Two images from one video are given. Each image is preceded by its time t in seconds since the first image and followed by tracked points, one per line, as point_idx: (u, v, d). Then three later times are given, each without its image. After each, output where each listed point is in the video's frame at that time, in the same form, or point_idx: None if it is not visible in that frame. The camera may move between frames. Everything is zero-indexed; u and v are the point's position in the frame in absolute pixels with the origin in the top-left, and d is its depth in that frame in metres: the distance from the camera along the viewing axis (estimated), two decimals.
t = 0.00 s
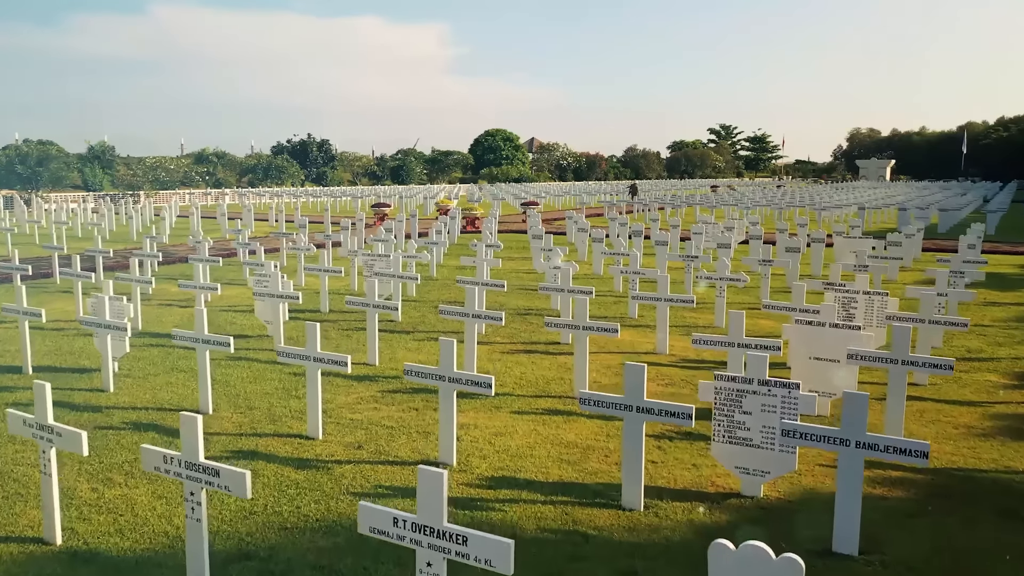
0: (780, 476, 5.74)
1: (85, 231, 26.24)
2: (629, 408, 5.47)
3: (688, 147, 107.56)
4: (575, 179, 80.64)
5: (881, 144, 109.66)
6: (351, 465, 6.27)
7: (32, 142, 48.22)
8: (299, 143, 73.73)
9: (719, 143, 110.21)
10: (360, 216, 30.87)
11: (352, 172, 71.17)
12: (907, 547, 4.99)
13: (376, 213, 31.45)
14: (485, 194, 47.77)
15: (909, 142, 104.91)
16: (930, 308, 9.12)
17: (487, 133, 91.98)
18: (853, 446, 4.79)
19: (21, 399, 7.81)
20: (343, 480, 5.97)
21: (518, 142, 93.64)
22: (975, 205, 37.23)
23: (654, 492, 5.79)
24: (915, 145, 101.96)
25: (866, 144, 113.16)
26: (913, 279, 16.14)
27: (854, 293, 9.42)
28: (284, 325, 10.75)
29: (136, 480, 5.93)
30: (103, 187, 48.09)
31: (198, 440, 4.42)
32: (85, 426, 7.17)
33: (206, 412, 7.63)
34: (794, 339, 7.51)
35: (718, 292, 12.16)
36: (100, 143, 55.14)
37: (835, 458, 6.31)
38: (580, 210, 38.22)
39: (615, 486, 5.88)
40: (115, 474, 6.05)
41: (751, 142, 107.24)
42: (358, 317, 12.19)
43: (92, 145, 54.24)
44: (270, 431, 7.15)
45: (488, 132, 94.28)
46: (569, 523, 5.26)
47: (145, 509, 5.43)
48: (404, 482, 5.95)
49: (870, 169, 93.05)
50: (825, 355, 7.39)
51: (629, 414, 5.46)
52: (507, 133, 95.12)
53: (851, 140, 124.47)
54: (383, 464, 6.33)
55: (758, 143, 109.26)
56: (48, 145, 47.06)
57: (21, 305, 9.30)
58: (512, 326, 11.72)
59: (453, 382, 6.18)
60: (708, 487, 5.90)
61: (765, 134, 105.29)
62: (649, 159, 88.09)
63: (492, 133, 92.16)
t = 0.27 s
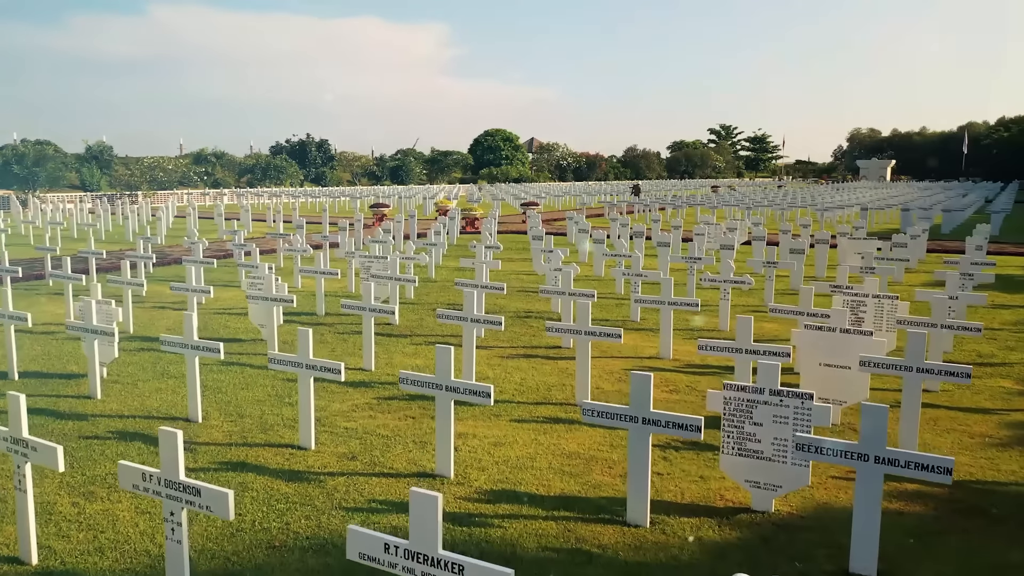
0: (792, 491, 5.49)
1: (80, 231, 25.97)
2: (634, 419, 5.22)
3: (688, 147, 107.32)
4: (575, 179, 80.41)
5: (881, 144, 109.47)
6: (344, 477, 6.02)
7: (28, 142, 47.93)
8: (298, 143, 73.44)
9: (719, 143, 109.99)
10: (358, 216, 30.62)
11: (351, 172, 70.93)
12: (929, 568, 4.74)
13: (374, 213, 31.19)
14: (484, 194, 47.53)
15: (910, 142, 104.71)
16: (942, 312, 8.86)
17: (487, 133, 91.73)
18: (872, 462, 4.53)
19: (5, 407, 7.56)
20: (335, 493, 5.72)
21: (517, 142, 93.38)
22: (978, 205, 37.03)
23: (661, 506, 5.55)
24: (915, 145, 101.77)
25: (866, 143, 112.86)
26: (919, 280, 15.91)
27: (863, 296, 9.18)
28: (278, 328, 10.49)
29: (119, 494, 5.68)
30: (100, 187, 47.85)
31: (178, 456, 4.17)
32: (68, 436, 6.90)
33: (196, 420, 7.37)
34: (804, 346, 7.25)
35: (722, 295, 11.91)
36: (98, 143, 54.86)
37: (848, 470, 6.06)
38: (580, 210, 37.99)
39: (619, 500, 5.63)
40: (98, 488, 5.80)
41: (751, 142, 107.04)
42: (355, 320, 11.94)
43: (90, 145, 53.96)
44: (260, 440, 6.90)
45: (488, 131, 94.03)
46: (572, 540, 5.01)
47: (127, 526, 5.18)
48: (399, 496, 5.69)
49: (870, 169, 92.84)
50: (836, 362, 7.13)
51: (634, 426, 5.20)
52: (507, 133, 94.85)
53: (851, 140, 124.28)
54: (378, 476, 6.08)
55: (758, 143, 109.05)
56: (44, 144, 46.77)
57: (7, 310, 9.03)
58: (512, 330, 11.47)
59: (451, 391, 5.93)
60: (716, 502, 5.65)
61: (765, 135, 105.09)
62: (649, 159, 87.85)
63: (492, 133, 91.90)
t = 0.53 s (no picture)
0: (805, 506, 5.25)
1: (76, 232, 25.71)
2: (641, 432, 4.97)
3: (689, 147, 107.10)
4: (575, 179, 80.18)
5: (881, 144, 109.29)
6: (337, 491, 5.76)
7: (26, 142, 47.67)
8: (297, 143, 73.19)
9: (720, 143, 109.79)
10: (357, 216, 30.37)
11: (350, 172, 70.71)
12: None
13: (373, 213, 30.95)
14: (484, 195, 47.32)
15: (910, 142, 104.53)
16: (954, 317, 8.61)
17: (487, 133, 91.51)
18: (894, 478, 4.30)
19: None
20: (327, 508, 5.47)
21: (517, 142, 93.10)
22: (980, 205, 36.81)
23: (668, 522, 5.30)
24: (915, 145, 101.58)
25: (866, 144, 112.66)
26: (926, 282, 15.66)
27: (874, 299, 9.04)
28: (272, 332, 10.24)
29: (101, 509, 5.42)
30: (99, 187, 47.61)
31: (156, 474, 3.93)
32: (52, 445, 6.65)
33: (184, 429, 7.12)
34: (813, 352, 7.02)
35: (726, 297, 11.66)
36: (96, 143, 54.61)
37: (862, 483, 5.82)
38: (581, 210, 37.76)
39: (625, 516, 5.38)
40: (78, 503, 5.54)
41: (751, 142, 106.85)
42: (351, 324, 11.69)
43: (88, 145, 53.71)
44: (251, 450, 6.64)
45: (487, 131, 93.76)
46: (575, 560, 4.76)
47: (107, 544, 4.93)
48: (394, 511, 5.43)
49: (871, 169, 92.64)
50: (847, 369, 6.90)
51: (641, 438, 4.96)
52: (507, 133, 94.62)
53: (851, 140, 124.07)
54: (372, 489, 5.83)
55: (758, 143, 108.84)
56: (42, 144, 46.51)
57: None
58: (512, 333, 11.22)
59: (448, 401, 5.69)
60: (726, 517, 5.41)
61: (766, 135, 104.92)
62: (649, 159, 87.62)
63: (492, 133, 91.70)
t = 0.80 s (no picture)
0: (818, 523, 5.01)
1: (71, 233, 25.47)
2: (647, 445, 4.72)
3: (689, 147, 106.88)
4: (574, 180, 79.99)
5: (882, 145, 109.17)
6: (327, 505, 5.51)
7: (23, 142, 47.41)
8: (296, 143, 72.98)
9: (720, 143, 109.65)
10: (355, 217, 30.12)
11: (349, 173, 70.49)
12: None
13: (372, 214, 30.69)
14: (484, 195, 47.10)
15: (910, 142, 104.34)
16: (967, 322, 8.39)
17: (486, 133, 91.32)
18: (917, 497, 4.07)
19: None
20: (317, 525, 5.22)
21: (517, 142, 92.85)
22: (982, 205, 36.61)
23: (676, 540, 5.05)
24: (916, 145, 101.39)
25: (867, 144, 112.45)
26: (932, 283, 15.41)
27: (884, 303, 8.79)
28: (266, 336, 9.98)
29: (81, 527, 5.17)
30: (96, 187, 47.41)
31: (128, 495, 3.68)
32: (33, 457, 6.40)
33: (173, 438, 6.87)
34: (824, 359, 6.79)
35: (731, 300, 11.42)
36: (94, 144, 54.41)
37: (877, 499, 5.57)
38: (581, 211, 37.50)
39: (630, 532, 5.13)
40: (58, 519, 5.29)
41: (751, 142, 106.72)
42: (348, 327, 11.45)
43: (86, 145, 53.51)
44: (240, 461, 6.39)
45: (487, 131, 93.52)
46: None
47: (85, 565, 4.68)
48: (389, 527, 5.17)
49: (871, 169, 92.45)
50: (859, 376, 6.65)
51: (647, 452, 4.71)
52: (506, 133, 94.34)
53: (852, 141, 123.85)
54: (366, 502, 5.58)
55: (758, 143, 108.62)
56: (39, 144, 46.30)
57: None
58: (511, 337, 10.97)
59: (446, 411, 5.44)
60: (736, 534, 5.16)
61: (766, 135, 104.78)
62: (649, 159, 87.36)
63: (492, 133, 91.41)
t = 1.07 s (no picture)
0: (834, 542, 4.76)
1: (67, 233, 25.21)
2: (655, 460, 4.47)
3: (689, 147, 106.67)
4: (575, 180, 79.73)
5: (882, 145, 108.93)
6: (318, 521, 5.26)
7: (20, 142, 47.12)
8: (295, 143, 72.73)
9: (720, 143, 109.43)
10: (354, 217, 29.87)
11: (348, 173, 70.24)
12: None
13: (371, 215, 30.43)
14: (484, 195, 46.87)
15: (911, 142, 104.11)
16: (981, 328, 8.14)
17: (486, 133, 91.07)
18: (945, 518, 3.84)
19: None
20: (308, 542, 4.97)
21: (517, 142, 92.62)
22: (984, 206, 36.41)
23: (684, 559, 4.80)
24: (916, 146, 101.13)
25: (867, 144, 112.28)
26: (938, 285, 15.17)
27: (893, 307, 8.52)
28: (260, 340, 9.72)
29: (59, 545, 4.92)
30: (94, 188, 47.17)
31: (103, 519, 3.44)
32: (14, 469, 6.14)
33: (160, 448, 6.62)
34: (836, 364, 6.57)
35: (736, 303, 11.17)
36: (92, 143, 54.14)
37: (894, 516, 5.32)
38: (582, 211, 37.26)
39: (636, 550, 4.88)
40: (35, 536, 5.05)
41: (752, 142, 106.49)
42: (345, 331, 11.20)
43: (84, 145, 53.24)
44: (229, 473, 6.14)
45: (487, 131, 93.31)
46: None
47: None
48: (383, 545, 4.92)
49: (872, 169, 92.21)
50: (872, 385, 6.43)
51: (655, 468, 4.47)
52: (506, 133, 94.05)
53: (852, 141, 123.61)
54: (360, 518, 5.33)
55: (759, 143, 108.36)
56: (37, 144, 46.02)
57: None
58: (511, 341, 10.71)
59: (444, 423, 5.20)
60: (748, 552, 4.91)
61: (766, 135, 104.56)
62: (650, 160, 87.08)
63: (491, 133, 91.13)
